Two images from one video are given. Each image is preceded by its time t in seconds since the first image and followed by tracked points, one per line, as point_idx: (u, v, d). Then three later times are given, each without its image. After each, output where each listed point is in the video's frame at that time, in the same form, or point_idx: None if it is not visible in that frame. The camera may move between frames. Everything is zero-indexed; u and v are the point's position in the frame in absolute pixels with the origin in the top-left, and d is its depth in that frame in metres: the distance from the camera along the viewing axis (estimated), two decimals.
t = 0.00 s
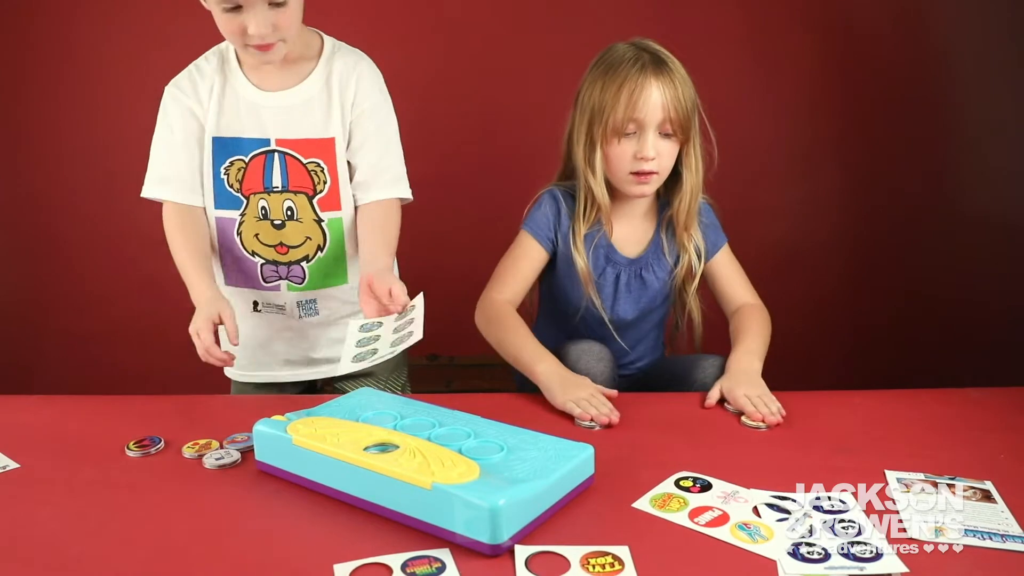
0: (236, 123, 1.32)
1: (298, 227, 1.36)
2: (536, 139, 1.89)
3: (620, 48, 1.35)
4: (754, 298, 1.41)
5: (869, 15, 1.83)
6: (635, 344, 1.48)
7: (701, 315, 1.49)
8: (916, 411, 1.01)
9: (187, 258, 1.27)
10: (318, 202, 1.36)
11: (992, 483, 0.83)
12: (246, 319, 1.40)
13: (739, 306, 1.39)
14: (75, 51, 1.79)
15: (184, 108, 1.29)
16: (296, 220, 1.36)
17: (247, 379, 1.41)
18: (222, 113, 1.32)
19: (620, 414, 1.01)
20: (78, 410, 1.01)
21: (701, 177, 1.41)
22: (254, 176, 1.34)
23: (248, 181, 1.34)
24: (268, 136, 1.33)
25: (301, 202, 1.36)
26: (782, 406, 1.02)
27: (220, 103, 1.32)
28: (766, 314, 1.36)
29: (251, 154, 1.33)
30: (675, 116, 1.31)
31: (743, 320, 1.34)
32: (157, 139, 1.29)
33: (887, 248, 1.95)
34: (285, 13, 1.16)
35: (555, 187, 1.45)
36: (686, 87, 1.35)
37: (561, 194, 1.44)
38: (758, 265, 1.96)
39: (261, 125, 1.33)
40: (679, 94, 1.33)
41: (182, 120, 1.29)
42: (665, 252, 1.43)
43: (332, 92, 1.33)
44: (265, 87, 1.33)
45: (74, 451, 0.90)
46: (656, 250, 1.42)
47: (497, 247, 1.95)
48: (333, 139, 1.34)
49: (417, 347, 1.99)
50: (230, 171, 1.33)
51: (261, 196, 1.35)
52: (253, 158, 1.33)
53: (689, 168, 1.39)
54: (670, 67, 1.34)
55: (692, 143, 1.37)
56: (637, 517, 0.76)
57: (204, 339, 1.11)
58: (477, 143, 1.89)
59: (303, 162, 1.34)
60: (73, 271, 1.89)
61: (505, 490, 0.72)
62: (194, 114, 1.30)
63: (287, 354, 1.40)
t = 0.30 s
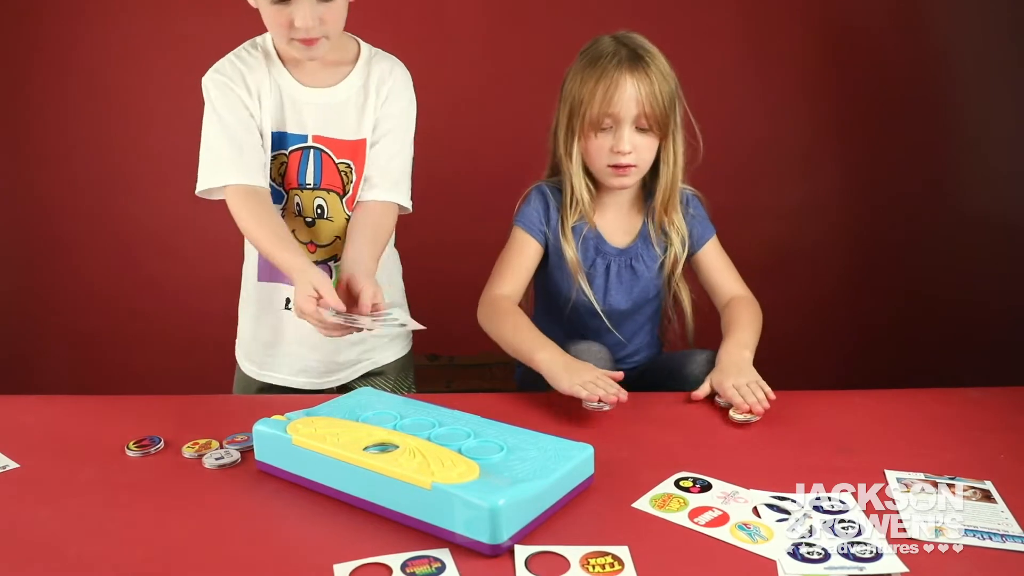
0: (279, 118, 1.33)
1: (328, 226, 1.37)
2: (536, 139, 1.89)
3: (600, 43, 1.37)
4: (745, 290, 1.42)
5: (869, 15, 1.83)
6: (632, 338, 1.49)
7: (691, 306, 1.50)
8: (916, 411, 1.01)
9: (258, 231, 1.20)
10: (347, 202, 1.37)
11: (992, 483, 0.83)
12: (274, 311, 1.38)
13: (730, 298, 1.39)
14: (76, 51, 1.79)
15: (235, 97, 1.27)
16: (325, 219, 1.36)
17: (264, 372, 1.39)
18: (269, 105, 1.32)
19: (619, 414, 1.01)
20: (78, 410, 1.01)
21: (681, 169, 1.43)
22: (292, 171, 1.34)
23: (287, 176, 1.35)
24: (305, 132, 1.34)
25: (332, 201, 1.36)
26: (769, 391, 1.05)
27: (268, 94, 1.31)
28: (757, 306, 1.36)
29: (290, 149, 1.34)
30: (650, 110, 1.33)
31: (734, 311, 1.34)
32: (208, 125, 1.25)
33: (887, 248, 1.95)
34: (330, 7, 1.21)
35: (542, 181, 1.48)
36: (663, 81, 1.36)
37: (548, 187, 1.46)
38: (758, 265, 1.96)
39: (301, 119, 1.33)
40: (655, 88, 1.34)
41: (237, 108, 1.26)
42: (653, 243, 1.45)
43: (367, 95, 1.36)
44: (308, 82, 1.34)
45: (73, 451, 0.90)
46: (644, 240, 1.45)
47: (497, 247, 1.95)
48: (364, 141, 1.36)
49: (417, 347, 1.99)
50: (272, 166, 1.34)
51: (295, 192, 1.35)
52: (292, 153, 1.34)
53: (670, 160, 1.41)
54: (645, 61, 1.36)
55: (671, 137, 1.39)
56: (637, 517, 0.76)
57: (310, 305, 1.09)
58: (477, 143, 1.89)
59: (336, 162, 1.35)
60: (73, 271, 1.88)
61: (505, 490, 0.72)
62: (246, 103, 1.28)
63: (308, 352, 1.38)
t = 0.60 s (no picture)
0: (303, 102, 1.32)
1: (355, 208, 1.35)
2: (536, 140, 1.89)
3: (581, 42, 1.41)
4: (741, 290, 1.41)
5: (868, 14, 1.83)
6: (629, 338, 1.50)
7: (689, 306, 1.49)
8: (916, 411, 1.01)
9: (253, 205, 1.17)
10: (377, 182, 1.37)
11: (992, 483, 0.83)
12: (303, 297, 1.36)
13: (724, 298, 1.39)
14: (76, 51, 1.79)
15: (251, 77, 1.25)
16: (354, 201, 1.35)
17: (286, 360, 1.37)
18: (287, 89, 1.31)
19: (619, 414, 1.01)
20: (78, 410, 1.01)
21: (674, 166, 1.42)
22: (317, 153, 1.33)
23: (311, 159, 1.33)
24: (332, 115, 1.34)
25: (360, 182, 1.35)
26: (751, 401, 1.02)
27: (287, 78, 1.31)
28: (753, 306, 1.35)
29: (314, 131, 1.33)
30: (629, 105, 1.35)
31: (726, 310, 1.33)
32: (222, 105, 1.22)
33: (887, 248, 1.95)
34: None
35: (538, 181, 1.49)
36: (643, 76, 1.37)
37: (542, 185, 1.48)
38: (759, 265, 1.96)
39: (326, 103, 1.33)
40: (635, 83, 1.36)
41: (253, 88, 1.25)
42: (649, 244, 1.45)
43: (393, 81, 1.38)
44: (331, 66, 1.34)
45: (73, 451, 0.90)
46: (640, 241, 1.45)
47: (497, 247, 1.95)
48: (390, 124, 1.37)
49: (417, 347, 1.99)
50: (294, 149, 1.32)
51: (321, 173, 1.34)
52: (316, 135, 1.33)
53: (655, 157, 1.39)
54: (628, 57, 1.38)
55: (657, 133, 1.39)
56: (638, 517, 0.76)
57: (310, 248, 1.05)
58: (477, 143, 1.89)
59: (364, 144, 1.35)
60: (73, 271, 1.88)
61: (505, 490, 0.72)
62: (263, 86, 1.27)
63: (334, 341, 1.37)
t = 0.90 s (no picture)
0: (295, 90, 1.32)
1: (336, 201, 1.34)
2: (536, 140, 1.89)
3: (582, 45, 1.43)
4: (747, 297, 1.41)
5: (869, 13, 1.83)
6: (627, 343, 1.50)
7: (685, 312, 1.50)
8: (917, 411, 1.01)
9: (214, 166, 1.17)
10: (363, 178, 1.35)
11: (992, 483, 0.83)
12: (278, 288, 1.36)
13: (729, 306, 1.39)
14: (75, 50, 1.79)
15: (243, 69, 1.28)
16: (336, 194, 1.34)
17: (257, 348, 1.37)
18: (283, 79, 1.32)
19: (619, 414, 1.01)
20: (77, 410, 1.01)
21: (672, 169, 1.42)
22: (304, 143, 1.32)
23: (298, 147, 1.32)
24: (324, 105, 1.33)
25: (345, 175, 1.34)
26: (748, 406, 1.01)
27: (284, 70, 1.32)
28: (758, 313, 1.35)
29: (303, 120, 1.32)
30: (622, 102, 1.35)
31: (732, 318, 1.33)
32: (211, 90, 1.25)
33: (888, 247, 1.95)
34: None
35: (542, 184, 1.50)
36: (636, 73, 1.37)
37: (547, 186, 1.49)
38: (759, 265, 1.96)
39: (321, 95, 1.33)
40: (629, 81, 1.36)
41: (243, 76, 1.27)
42: (650, 250, 1.44)
43: (393, 76, 1.35)
44: (332, 58, 1.34)
45: (74, 451, 0.90)
46: (641, 246, 1.44)
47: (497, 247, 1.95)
48: (384, 120, 1.35)
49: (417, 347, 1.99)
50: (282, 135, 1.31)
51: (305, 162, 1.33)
52: (305, 124, 1.32)
53: (647, 155, 1.38)
54: (624, 56, 1.39)
55: (650, 131, 1.38)
56: (639, 518, 0.76)
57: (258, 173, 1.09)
58: (477, 143, 1.89)
59: (353, 137, 1.34)
60: (73, 271, 1.88)
61: (505, 490, 0.72)
62: (256, 75, 1.29)
63: (306, 332, 1.36)
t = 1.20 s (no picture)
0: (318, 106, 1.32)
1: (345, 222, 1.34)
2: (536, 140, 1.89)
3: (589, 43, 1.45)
4: (744, 302, 1.41)
5: (870, 14, 1.83)
6: (626, 342, 1.50)
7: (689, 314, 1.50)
8: (917, 411, 1.01)
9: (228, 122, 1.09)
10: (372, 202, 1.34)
11: (992, 483, 0.83)
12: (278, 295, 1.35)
13: (726, 312, 1.39)
14: (75, 49, 1.78)
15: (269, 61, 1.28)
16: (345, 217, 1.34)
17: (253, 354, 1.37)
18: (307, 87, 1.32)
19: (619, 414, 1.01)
20: (78, 410, 1.01)
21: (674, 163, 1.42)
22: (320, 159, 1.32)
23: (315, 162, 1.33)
24: (344, 125, 1.32)
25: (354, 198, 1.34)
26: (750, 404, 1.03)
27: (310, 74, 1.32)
28: (753, 319, 1.35)
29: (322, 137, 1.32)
30: (624, 92, 1.37)
31: (728, 323, 1.34)
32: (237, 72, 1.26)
33: (888, 248, 1.95)
34: None
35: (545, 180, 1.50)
36: (639, 67, 1.38)
37: (551, 182, 1.50)
38: (760, 266, 1.95)
39: (340, 112, 1.32)
40: (632, 72, 1.38)
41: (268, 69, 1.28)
42: (651, 248, 1.44)
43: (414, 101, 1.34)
44: (364, 77, 1.33)
45: (74, 451, 0.90)
46: (641, 245, 1.44)
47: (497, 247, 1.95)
48: (400, 145, 1.33)
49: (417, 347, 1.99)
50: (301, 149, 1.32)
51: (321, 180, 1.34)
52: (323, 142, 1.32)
53: (648, 147, 1.39)
54: (629, 49, 1.40)
55: (652, 125, 1.39)
56: (639, 518, 0.76)
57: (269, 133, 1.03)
58: (477, 143, 1.89)
59: (367, 160, 1.33)
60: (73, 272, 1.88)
61: (505, 490, 0.72)
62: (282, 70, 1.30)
63: (303, 341, 1.36)
